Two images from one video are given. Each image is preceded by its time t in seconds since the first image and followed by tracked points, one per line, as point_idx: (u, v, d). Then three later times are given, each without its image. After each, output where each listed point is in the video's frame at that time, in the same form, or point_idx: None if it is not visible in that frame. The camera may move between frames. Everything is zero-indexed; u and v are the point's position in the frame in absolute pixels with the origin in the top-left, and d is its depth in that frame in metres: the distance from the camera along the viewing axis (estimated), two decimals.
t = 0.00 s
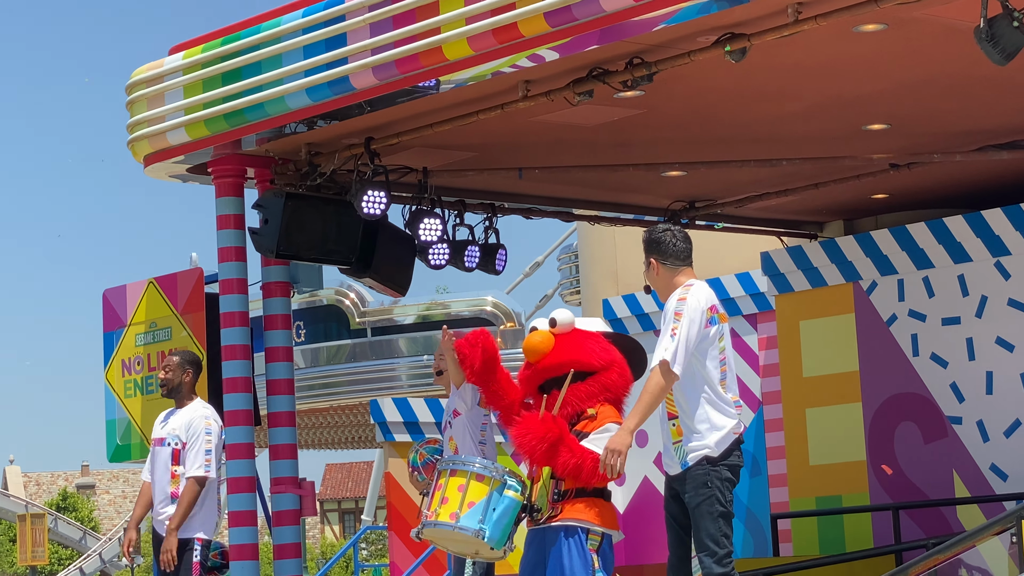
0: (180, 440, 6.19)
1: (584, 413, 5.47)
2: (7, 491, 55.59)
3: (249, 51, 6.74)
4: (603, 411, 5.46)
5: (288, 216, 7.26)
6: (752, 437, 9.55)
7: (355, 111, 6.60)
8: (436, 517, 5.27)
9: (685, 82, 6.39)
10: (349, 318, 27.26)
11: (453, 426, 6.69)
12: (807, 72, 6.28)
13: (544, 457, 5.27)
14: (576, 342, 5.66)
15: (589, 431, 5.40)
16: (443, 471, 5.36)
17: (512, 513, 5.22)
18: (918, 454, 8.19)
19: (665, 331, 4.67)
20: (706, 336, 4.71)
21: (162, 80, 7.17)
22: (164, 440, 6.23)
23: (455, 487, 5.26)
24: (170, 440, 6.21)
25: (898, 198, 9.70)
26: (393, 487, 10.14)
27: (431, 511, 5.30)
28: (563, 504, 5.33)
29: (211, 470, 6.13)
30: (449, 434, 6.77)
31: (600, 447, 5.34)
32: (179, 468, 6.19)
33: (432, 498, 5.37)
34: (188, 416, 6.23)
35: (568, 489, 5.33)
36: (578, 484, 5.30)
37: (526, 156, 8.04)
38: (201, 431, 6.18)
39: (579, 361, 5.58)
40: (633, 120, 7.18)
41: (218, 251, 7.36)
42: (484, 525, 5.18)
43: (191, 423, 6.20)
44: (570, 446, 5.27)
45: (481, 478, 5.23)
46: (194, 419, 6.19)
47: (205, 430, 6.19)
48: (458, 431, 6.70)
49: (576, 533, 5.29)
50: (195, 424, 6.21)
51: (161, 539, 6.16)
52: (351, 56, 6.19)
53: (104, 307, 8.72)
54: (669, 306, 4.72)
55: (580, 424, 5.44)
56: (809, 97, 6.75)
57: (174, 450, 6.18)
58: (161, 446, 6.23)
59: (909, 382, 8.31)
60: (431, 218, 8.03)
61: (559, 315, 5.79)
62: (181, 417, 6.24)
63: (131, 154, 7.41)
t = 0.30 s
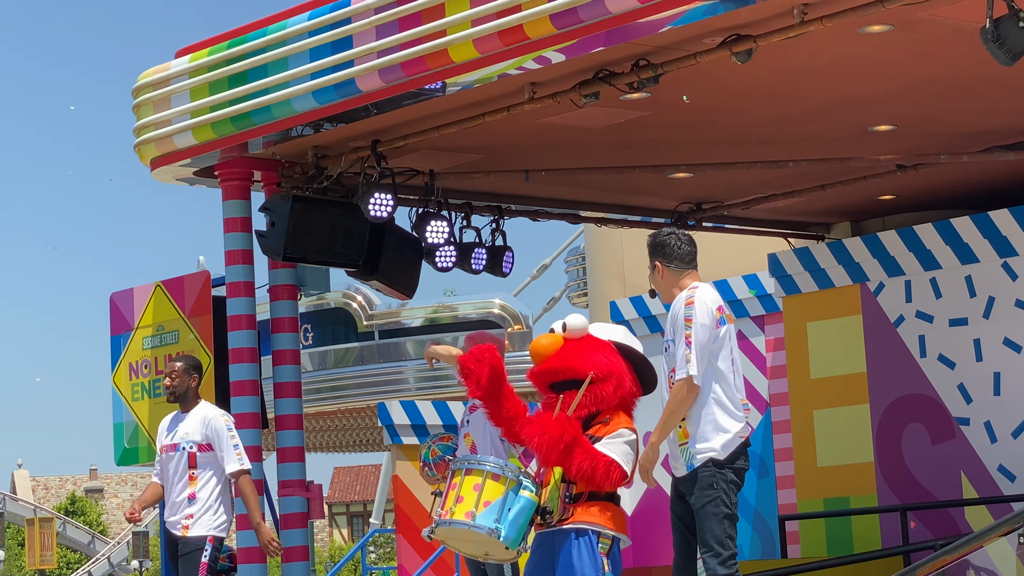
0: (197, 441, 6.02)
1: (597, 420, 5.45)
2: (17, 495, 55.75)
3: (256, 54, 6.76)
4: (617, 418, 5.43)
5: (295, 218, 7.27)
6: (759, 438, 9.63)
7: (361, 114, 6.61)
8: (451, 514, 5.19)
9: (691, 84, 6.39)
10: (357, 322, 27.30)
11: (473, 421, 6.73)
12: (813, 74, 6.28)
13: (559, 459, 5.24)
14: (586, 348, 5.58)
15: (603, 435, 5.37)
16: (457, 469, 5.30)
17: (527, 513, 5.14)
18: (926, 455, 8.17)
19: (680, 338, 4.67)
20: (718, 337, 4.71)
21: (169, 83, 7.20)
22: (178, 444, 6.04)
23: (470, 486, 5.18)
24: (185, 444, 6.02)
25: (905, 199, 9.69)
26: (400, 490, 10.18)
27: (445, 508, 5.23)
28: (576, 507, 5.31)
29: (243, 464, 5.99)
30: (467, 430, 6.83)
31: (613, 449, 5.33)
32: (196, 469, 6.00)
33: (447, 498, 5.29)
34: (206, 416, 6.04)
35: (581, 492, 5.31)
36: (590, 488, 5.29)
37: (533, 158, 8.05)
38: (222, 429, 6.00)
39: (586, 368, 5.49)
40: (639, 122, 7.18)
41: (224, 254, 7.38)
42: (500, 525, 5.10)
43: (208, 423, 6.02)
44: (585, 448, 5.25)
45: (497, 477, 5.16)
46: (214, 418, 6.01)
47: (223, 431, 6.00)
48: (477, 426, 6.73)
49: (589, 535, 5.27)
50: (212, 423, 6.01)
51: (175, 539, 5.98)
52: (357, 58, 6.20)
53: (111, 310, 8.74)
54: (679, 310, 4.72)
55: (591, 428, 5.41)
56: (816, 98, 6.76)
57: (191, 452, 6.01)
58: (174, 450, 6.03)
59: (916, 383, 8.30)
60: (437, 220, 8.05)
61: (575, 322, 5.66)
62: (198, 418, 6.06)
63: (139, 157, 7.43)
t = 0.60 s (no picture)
0: (221, 440, 5.95)
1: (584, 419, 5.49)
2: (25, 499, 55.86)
3: (262, 57, 6.77)
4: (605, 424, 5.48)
5: (302, 222, 7.29)
6: (767, 440, 9.64)
7: (367, 116, 6.62)
8: (452, 531, 5.20)
9: (697, 85, 6.39)
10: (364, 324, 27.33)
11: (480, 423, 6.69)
12: (820, 75, 6.28)
13: (549, 476, 5.32)
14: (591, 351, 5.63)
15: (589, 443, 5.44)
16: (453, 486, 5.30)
17: (530, 523, 5.19)
18: (934, 456, 8.16)
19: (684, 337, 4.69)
20: (721, 339, 4.72)
21: (175, 87, 7.22)
22: (200, 444, 5.93)
23: (470, 501, 5.19)
24: (208, 444, 5.93)
25: (912, 200, 9.68)
26: (408, 492, 10.20)
27: (445, 526, 5.25)
28: (573, 514, 5.34)
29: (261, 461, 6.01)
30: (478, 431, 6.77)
31: (604, 455, 5.39)
32: (221, 467, 5.93)
33: (446, 514, 5.29)
34: (228, 415, 5.99)
35: (573, 498, 5.36)
36: (582, 495, 5.34)
37: (539, 160, 8.06)
38: (245, 428, 5.97)
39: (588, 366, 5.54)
40: (646, 124, 7.19)
41: (231, 257, 7.39)
42: (505, 540, 5.13)
43: (232, 422, 5.97)
44: (574, 459, 5.34)
45: (499, 490, 5.17)
46: (238, 418, 5.98)
47: (247, 428, 5.98)
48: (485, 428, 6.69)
49: (588, 539, 5.33)
50: (236, 422, 5.98)
51: (206, 539, 5.91)
52: (364, 61, 6.22)
53: (119, 314, 8.76)
54: (681, 312, 4.74)
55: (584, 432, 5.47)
56: (823, 100, 6.76)
57: (216, 452, 5.93)
58: (197, 450, 5.92)
59: (924, 385, 8.28)
60: (444, 223, 7.95)
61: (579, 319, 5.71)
62: (219, 417, 5.99)
63: (145, 161, 7.45)
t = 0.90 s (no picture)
0: (256, 444, 5.80)
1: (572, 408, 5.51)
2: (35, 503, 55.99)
3: (272, 61, 6.80)
4: (593, 420, 5.47)
5: (311, 225, 7.30)
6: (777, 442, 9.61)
7: (377, 120, 6.64)
8: None
9: (707, 88, 6.40)
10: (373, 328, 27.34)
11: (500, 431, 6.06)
12: (830, 77, 6.28)
13: (557, 482, 5.28)
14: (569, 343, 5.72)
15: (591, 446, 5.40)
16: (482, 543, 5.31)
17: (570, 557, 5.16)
18: (944, 458, 8.14)
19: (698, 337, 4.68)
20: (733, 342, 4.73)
21: (185, 91, 7.25)
22: (235, 445, 5.75)
23: (505, 557, 5.21)
24: (243, 446, 5.76)
25: (922, 202, 9.67)
26: (419, 497, 10.11)
27: None
28: (590, 520, 5.33)
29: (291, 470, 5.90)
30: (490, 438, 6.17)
31: (607, 457, 5.36)
32: (253, 471, 5.76)
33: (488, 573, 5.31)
34: (266, 420, 5.85)
35: (587, 505, 5.32)
36: (595, 499, 5.31)
37: (549, 163, 8.07)
38: (282, 435, 5.87)
39: (569, 356, 5.63)
40: (655, 127, 7.19)
41: (241, 261, 7.43)
42: None
43: (269, 428, 5.84)
44: (577, 461, 5.31)
45: (529, 539, 5.16)
46: (278, 424, 5.86)
47: (280, 434, 5.87)
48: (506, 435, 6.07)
49: (611, 543, 5.34)
50: (272, 428, 5.85)
51: (238, 544, 5.73)
52: (373, 65, 6.23)
53: (129, 318, 8.79)
54: (696, 313, 4.73)
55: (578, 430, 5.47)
56: (832, 102, 6.75)
57: (250, 455, 5.76)
58: (232, 450, 5.74)
59: (934, 387, 8.27)
60: (454, 226, 8.02)
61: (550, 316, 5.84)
62: (257, 420, 5.85)
63: (155, 165, 7.48)
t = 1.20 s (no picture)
0: (297, 446, 5.74)
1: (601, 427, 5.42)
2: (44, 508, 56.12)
3: (279, 65, 6.82)
4: (611, 429, 5.46)
5: (319, 229, 7.32)
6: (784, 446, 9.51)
7: (384, 124, 6.65)
8: None
9: (714, 91, 6.40)
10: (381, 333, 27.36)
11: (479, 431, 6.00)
12: (837, 80, 6.29)
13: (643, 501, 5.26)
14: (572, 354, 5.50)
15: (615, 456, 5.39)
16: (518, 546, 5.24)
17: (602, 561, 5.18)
18: (953, 461, 8.13)
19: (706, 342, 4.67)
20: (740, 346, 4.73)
21: (192, 95, 7.27)
22: (277, 446, 5.69)
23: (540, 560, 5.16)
24: (286, 447, 5.70)
25: (930, 204, 9.66)
26: (428, 502, 10.23)
27: None
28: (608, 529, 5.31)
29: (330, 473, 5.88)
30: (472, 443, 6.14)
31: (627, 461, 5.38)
32: (295, 473, 5.71)
33: None
34: (306, 423, 5.82)
35: (604, 517, 5.33)
36: (613, 505, 5.34)
37: (556, 167, 8.08)
38: (322, 438, 5.85)
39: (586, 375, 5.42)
40: (663, 130, 7.20)
41: (248, 265, 7.45)
42: None
43: (309, 430, 5.80)
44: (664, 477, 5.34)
45: (564, 544, 5.15)
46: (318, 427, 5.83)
47: (320, 437, 5.84)
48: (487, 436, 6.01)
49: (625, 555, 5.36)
50: (313, 430, 5.82)
51: (278, 547, 5.65)
52: (381, 68, 6.25)
53: (136, 322, 8.81)
54: (704, 317, 4.73)
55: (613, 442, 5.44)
56: (840, 105, 6.76)
57: (292, 457, 5.70)
58: (274, 451, 5.68)
59: (943, 390, 8.27)
60: (461, 230, 7.99)
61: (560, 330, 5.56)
62: (297, 422, 5.79)
63: (163, 170, 7.50)
